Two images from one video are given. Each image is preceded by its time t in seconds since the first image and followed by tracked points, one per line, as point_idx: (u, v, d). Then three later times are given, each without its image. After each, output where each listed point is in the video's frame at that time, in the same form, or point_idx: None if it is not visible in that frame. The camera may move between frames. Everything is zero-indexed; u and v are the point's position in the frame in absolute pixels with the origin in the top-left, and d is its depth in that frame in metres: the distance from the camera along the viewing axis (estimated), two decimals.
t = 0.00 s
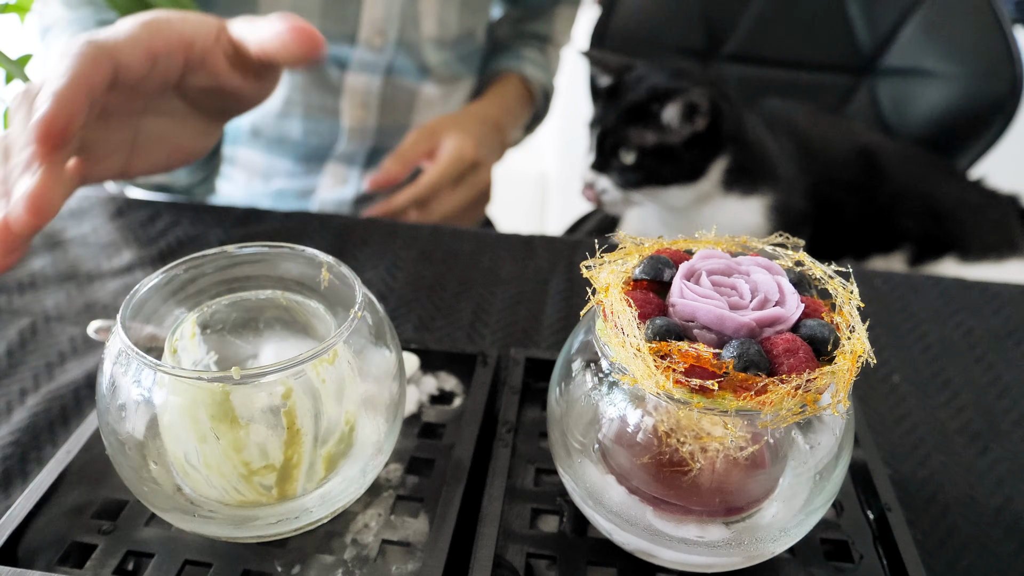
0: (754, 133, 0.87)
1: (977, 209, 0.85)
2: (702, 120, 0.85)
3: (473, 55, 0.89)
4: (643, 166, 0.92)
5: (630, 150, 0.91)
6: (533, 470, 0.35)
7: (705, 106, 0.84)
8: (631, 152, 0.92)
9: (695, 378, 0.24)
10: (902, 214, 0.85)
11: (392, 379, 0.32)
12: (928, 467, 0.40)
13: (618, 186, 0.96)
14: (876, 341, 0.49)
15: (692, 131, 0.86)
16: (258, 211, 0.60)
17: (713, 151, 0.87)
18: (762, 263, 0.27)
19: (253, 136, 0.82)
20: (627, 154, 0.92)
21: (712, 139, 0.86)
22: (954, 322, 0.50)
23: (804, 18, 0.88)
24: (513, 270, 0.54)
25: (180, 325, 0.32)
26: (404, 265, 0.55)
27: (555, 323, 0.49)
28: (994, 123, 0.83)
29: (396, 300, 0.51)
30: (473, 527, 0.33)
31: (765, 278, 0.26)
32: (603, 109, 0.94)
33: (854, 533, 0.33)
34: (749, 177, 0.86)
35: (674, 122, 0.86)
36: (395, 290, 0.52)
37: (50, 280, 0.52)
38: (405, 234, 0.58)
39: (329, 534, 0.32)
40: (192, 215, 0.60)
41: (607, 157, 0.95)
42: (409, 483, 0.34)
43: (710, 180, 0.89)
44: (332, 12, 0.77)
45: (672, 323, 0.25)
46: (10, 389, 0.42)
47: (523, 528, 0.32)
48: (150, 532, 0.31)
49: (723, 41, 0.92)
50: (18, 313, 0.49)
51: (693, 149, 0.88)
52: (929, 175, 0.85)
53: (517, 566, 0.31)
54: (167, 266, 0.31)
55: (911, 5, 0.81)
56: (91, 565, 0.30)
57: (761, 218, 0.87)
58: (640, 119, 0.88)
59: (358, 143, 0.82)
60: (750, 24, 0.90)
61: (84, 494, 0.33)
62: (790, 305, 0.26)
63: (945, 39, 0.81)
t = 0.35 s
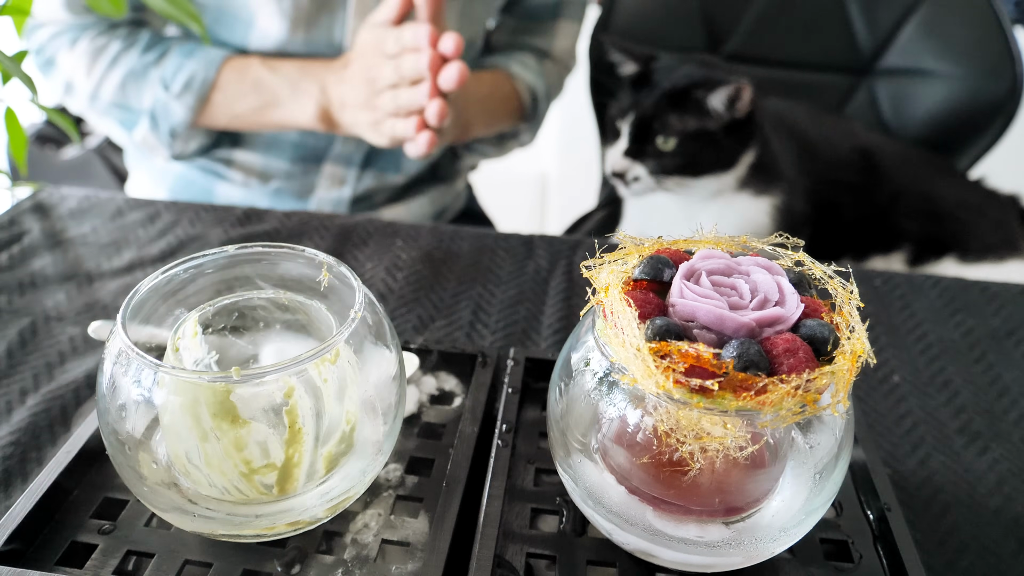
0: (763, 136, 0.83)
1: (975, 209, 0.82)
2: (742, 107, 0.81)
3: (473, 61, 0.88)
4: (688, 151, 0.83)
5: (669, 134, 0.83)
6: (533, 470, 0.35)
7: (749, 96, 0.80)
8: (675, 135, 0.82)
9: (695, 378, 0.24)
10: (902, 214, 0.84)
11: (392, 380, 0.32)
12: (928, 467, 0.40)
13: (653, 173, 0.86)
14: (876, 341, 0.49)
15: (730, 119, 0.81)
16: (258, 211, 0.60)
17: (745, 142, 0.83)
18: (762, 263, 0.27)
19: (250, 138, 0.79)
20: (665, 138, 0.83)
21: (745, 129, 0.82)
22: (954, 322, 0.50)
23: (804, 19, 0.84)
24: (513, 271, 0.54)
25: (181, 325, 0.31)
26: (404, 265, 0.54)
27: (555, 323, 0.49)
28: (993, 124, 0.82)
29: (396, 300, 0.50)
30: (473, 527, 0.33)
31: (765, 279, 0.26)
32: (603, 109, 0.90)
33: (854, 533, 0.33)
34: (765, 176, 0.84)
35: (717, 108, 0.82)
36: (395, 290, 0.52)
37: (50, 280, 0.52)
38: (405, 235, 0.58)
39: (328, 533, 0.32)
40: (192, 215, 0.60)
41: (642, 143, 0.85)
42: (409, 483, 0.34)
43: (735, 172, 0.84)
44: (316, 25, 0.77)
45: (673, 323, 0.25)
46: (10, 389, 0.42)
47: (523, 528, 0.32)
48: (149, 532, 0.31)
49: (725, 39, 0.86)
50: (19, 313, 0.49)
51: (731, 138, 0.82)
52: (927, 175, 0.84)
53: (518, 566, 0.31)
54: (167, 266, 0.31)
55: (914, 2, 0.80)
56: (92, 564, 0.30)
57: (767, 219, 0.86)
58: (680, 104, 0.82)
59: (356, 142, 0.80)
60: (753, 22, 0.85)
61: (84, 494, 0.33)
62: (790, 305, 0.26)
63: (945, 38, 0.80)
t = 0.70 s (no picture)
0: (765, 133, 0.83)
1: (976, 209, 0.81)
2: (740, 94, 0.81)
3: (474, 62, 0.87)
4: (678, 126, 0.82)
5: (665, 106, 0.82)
6: (533, 470, 0.35)
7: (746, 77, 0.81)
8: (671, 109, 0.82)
9: (695, 378, 0.24)
10: (902, 214, 0.84)
11: (392, 380, 0.32)
12: (928, 467, 0.40)
13: (638, 139, 0.87)
14: (876, 341, 0.49)
15: (728, 106, 0.81)
16: (258, 211, 0.60)
17: (738, 136, 0.82)
18: (762, 263, 0.27)
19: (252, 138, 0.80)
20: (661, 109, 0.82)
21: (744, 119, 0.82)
22: (954, 322, 0.50)
23: (804, 19, 0.83)
24: (513, 271, 0.54)
25: (181, 325, 0.32)
26: (403, 265, 0.55)
27: (555, 323, 0.49)
28: (992, 125, 0.81)
29: (396, 300, 0.51)
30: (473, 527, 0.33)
31: (765, 279, 0.26)
32: (603, 109, 0.91)
33: (855, 533, 0.33)
34: (765, 175, 0.84)
35: (717, 87, 0.81)
36: (395, 290, 0.52)
37: (49, 280, 0.52)
38: (405, 235, 0.58)
39: (329, 533, 0.32)
40: (192, 215, 0.60)
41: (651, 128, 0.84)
42: (409, 482, 0.34)
43: (727, 163, 0.84)
44: (322, 29, 0.78)
45: (673, 323, 0.26)
46: (10, 389, 0.42)
47: (523, 528, 0.32)
48: (149, 532, 0.31)
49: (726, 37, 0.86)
50: (19, 313, 0.49)
51: (727, 125, 0.82)
52: (926, 175, 0.83)
53: (518, 566, 0.31)
54: (167, 266, 0.31)
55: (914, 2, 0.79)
56: (92, 564, 0.30)
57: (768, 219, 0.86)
58: (683, 81, 0.81)
59: (358, 142, 0.80)
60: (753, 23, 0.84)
61: (84, 495, 0.33)
62: (790, 305, 0.26)
63: (946, 39, 0.79)
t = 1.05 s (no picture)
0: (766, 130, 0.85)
1: (974, 210, 0.81)
2: (744, 95, 0.83)
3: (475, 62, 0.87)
4: (681, 124, 0.83)
5: (670, 103, 0.83)
6: (533, 470, 0.35)
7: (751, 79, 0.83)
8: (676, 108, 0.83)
9: (695, 378, 0.24)
10: (902, 214, 0.85)
11: (392, 380, 0.32)
12: (928, 467, 0.40)
13: (641, 135, 0.87)
14: (876, 341, 0.49)
15: (732, 106, 0.83)
16: (258, 211, 0.60)
17: (742, 137, 0.84)
18: (762, 263, 0.27)
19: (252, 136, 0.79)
20: (666, 107, 0.84)
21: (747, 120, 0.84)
22: (954, 322, 0.50)
23: (804, 18, 0.82)
24: (513, 270, 0.54)
25: (181, 325, 0.32)
26: (403, 264, 0.55)
27: (555, 323, 0.49)
28: (993, 125, 0.79)
29: (396, 300, 0.51)
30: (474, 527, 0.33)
31: (765, 279, 0.26)
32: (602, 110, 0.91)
33: (854, 533, 0.33)
34: (766, 175, 0.86)
35: (720, 87, 0.83)
36: (395, 290, 0.52)
37: (49, 280, 0.52)
38: (406, 235, 0.58)
39: (329, 533, 0.32)
40: (192, 215, 0.60)
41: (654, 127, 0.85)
42: (409, 482, 0.34)
43: (729, 163, 0.86)
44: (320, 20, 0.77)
45: (672, 323, 0.26)
46: (11, 389, 0.42)
47: (523, 528, 0.32)
48: (149, 532, 0.31)
49: (727, 35, 0.85)
50: (18, 313, 0.49)
51: (732, 125, 0.83)
52: (927, 175, 0.83)
53: (517, 566, 0.31)
54: (167, 266, 0.31)
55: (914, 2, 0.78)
56: (92, 564, 0.30)
57: (770, 220, 0.87)
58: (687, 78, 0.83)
59: (357, 140, 0.79)
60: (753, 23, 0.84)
61: (84, 494, 0.33)
62: (790, 305, 0.26)
63: (946, 38, 0.78)
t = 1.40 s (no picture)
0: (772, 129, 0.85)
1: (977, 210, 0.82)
2: (762, 84, 0.84)
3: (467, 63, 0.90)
4: (702, 111, 0.84)
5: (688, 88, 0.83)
6: (533, 470, 0.35)
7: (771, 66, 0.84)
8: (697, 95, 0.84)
9: (695, 379, 0.24)
10: (903, 215, 0.85)
11: (392, 380, 0.32)
12: (928, 467, 0.40)
13: (658, 121, 0.87)
14: (876, 341, 0.49)
15: (749, 96, 0.84)
16: (258, 211, 0.60)
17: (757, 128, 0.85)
18: (762, 263, 0.27)
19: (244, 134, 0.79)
20: (684, 92, 0.84)
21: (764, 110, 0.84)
22: (954, 322, 0.50)
23: (805, 18, 0.81)
24: (513, 270, 0.54)
25: (181, 325, 0.32)
26: (404, 264, 0.55)
27: (555, 323, 0.49)
28: (993, 124, 0.79)
29: (396, 300, 0.51)
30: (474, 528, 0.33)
31: (765, 279, 0.26)
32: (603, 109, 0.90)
33: (854, 533, 0.33)
34: (775, 172, 0.86)
35: (741, 74, 0.84)
36: (396, 290, 0.52)
37: (50, 280, 0.52)
38: (406, 234, 0.58)
39: (328, 533, 0.32)
40: (192, 215, 0.60)
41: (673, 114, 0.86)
42: (409, 482, 0.34)
43: (740, 155, 0.86)
44: None
45: (672, 324, 0.26)
46: (10, 389, 0.42)
47: (524, 527, 0.32)
48: (149, 532, 0.31)
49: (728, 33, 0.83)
50: (18, 313, 0.49)
51: (749, 113, 0.84)
52: (927, 175, 0.83)
53: (517, 566, 0.31)
54: (167, 266, 0.31)
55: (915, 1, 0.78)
56: (92, 564, 0.30)
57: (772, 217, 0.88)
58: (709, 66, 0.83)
59: (347, 132, 0.80)
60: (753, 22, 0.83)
61: (84, 494, 0.33)
62: (790, 305, 0.26)
63: (947, 37, 0.78)
